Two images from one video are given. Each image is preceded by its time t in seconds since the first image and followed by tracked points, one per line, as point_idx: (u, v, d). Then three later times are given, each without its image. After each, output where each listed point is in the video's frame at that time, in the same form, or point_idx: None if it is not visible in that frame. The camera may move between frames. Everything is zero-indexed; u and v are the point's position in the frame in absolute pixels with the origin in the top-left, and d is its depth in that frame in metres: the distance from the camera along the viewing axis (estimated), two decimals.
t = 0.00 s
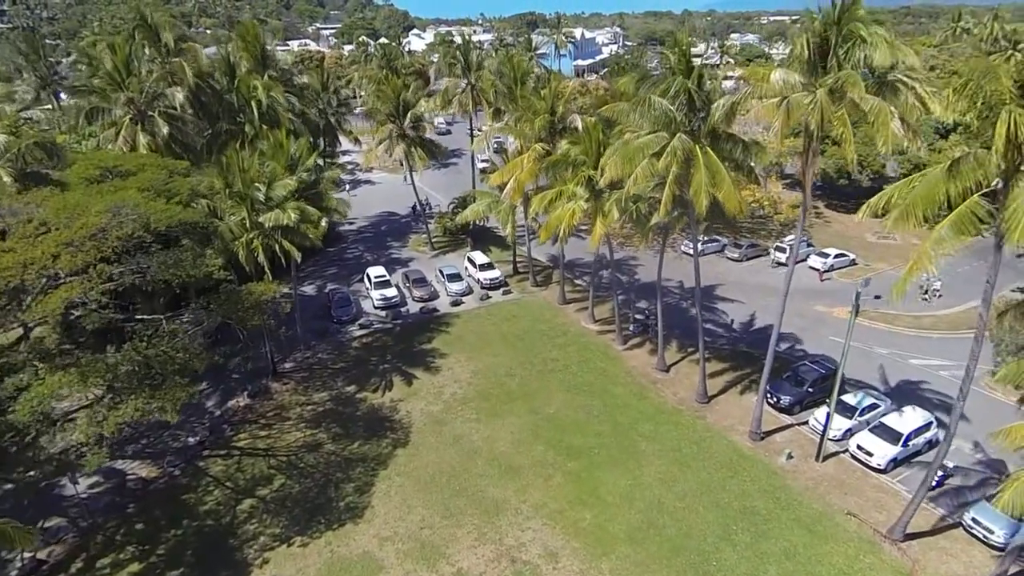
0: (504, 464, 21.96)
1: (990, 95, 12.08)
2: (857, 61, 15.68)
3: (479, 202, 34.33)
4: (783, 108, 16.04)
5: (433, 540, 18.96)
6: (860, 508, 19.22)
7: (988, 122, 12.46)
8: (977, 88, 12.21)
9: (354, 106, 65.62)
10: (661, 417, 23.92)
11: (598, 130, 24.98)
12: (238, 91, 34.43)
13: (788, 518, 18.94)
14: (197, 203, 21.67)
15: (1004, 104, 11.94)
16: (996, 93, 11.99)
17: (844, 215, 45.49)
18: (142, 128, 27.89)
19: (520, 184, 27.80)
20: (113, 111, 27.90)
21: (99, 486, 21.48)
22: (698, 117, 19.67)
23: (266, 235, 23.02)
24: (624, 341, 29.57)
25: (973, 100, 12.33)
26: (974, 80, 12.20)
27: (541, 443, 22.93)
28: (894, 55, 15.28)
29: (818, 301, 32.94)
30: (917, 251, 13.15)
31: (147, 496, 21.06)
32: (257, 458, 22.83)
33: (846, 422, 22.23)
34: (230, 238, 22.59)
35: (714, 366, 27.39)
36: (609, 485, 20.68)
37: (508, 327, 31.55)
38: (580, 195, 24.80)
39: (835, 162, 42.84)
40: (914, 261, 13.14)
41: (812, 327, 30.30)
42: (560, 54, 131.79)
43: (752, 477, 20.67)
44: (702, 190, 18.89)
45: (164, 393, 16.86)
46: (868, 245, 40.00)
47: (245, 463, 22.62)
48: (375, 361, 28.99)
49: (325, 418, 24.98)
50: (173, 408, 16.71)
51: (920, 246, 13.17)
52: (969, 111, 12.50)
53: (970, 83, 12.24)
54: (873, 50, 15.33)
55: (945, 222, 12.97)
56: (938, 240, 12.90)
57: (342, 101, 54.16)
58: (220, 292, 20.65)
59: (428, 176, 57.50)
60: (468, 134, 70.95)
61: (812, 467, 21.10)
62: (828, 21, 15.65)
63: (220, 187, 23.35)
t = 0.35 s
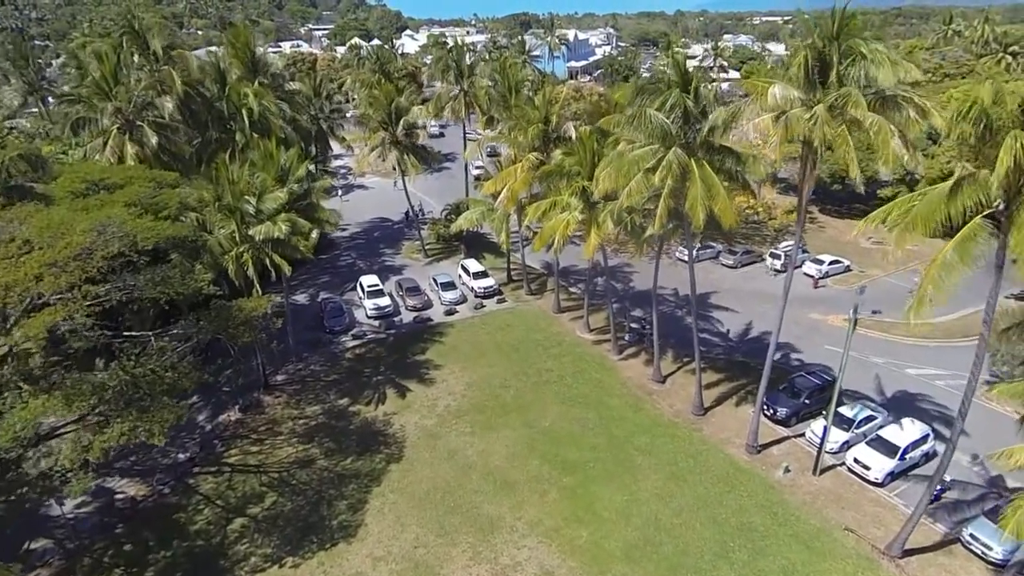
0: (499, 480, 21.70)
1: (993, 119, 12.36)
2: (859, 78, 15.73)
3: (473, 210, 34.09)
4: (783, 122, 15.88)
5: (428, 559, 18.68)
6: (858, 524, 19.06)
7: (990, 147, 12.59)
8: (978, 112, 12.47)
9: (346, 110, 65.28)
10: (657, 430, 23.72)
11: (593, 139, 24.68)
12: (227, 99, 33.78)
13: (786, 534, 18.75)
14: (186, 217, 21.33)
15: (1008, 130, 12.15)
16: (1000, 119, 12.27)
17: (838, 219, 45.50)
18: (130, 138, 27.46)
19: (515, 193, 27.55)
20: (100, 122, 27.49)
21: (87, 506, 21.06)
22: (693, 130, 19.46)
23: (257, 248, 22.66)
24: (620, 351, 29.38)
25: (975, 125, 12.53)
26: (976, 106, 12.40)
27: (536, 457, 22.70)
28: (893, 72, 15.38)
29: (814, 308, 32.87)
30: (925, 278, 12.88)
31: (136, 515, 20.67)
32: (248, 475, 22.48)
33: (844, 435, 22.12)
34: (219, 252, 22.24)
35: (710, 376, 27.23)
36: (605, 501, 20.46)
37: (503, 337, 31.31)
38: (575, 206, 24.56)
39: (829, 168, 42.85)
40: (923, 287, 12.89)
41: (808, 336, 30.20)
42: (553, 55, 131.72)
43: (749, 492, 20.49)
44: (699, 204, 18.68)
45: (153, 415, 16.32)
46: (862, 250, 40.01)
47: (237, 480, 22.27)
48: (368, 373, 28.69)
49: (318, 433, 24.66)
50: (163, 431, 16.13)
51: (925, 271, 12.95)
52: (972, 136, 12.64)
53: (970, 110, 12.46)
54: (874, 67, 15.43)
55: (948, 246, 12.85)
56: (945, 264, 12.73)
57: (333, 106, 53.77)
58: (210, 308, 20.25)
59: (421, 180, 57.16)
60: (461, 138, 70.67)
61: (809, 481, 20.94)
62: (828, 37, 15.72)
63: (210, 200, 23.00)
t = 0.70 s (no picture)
0: (489, 496, 21.45)
1: (989, 143, 12.19)
2: (849, 95, 15.58)
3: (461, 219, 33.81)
4: (777, 138, 15.80)
5: None
6: (850, 537, 18.98)
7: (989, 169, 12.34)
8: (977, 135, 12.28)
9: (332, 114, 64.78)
10: (648, 442, 23.60)
11: (581, 150, 24.54)
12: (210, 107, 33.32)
13: (779, 549, 18.64)
14: (167, 232, 20.88)
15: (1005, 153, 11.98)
16: (1000, 141, 12.05)
17: (825, 223, 45.68)
18: (110, 150, 26.91)
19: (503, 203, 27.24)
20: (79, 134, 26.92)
21: (66, 530, 20.52)
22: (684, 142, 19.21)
23: (241, 263, 22.24)
24: (610, 361, 29.23)
25: (975, 146, 12.33)
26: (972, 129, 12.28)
27: (526, 472, 22.48)
28: (883, 88, 15.30)
29: (803, 314, 32.90)
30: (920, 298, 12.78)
31: (118, 539, 20.16)
32: (233, 495, 22.05)
33: (835, 446, 22.10)
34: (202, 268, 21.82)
35: (700, 386, 27.12)
36: (596, 517, 20.25)
37: (492, 347, 31.09)
38: (564, 217, 24.36)
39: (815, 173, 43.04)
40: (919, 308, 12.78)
41: (798, 343, 30.21)
42: (540, 57, 131.69)
43: (741, 505, 20.37)
44: (688, 218, 18.53)
45: (132, 441, 15.96)
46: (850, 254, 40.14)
47: (222, 500, 21.82)
48: (355, 386, 28.30)
49: (305, 449, 24.26)
50: (142, 457, 15.81)
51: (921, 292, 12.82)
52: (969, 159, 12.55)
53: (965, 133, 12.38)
54: (864, 83, 15.35)
55: (942, 265, 12.74)
56: (940, 284, 12.61)
57: (319, 112, 53.25)
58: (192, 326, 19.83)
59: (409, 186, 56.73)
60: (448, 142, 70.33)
61: (801, 493, 20.87)
62: (820, 51, 15.90)
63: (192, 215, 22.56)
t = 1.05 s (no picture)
0: (474, 513, 21.14)
1: (981, 162, 12.38)
2: (828, 110, 15.51)
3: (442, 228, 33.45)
4: (760, 152, 15.71)
5: None
6: (835, 547, 19.01)
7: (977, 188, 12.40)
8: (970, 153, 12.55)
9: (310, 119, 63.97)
10: (633, 454, 23.48)
11: (562, 161, 24.36)
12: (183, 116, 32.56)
13: (765, 561, 18.60)
14: (138, 250, 20.26)
15: (995, 172, 12.17)
16: (990, 161, 12.21)
17: (804, 226, 46.11)
18: (78, 162, 26.10)
19: (484, 213, 26.91)
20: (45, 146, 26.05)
21: (35, 560, 19.76)
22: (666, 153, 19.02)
23: (216, 281, 21.68)
24: (594, 370, 29.10)
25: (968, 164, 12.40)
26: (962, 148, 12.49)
27: (511, 487, 22.23)
28: (860, 104, 15.26)
29: (785, 319, 33.06)
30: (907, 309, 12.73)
31: (90, 568, 19.46)
32: (211, 517, 21.45)
33: (818, 454, 22.18)
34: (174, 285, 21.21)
35: (684, 394, 27.07)
36: (583, 532, 20.05)
37: (474, 358, 30.81)
38: (546, 228, 24.13)
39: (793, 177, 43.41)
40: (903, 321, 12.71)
41: (780, 349, 30.33)
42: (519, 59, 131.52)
43: (727, 517, 20.32)
44: (669, 231, 18.39)
45: (101, 473, 15.42)
46: (829, 257, 40.52)
47: (199, 523, 21.21)
48: (336, 401, 27.81)
49: (285, 468, 23.73)
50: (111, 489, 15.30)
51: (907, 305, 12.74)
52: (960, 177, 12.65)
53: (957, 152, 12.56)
54: (841, 99, 15.26)
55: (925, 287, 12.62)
56: (924, 306, 12.56)
57: (295, 117, 52.46)
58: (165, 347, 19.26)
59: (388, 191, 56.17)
60: (428, 146, 69.91)
61: (785, 503, 20.89)
62: (801, 65, 15.92)
63: (164, 231, 21.94)
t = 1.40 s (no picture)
0: (461, 532, 20.78)
1: (971, 181, 12.23)
2: (810, 125, 15.43)
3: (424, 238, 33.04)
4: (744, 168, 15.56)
5: None
6: (823, 558, 18.96)
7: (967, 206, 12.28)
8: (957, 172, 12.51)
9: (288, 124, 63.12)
10: (620, 466, 23.30)
11: (545, 172, 24.12)
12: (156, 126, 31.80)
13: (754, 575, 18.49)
14: (109, 268, 19.61)
15: (983, 191, 12.14)
16: (977, 180, 12.15)
17: (785, 229, 46.41)
18: (46, 176, 25.29)
19: (466, 224, 26.53)
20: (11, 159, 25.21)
21: None
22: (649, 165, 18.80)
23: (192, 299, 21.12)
24: (579, 381, 28.89)
25: (955, 182, 12.29)
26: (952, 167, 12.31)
27: (497, 503, 21.92)
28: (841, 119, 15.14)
29: (769, 325, 33.13)
30: (892, 325, 12.38)
31: None
32: (190, 542, 20.84)
33: (805, 464, 22.15)
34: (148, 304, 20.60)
35: (670, 403, 26.95)
36: (571, 549, 19.79)
37: (458, 370, 30.45)
38: (529, 239, 23.87)
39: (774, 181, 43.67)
40: (890, 341, 12.34)
41: (763, 356, 30.37)
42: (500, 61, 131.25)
43: (715, 530, 20.20)
44: (652, 245, 18.19)
45: (71, 506, 14.81)
46: (810, 261, 40.78)
47: (177, 548, 20.59)
48: (318, 417, 27.28)
49: (265, 488, 23.15)
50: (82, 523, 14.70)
51: (891, 321, 12.43)
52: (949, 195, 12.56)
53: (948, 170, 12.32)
54: (822, 114, 15.12)
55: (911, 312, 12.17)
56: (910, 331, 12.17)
57: (274, 124, 51.69)
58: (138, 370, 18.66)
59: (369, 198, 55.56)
60: (409, 151, 69.37)
61: (773, 514, 20.83)
62: (782, 81, 15.68)
63: (136, 248, 21.31)
